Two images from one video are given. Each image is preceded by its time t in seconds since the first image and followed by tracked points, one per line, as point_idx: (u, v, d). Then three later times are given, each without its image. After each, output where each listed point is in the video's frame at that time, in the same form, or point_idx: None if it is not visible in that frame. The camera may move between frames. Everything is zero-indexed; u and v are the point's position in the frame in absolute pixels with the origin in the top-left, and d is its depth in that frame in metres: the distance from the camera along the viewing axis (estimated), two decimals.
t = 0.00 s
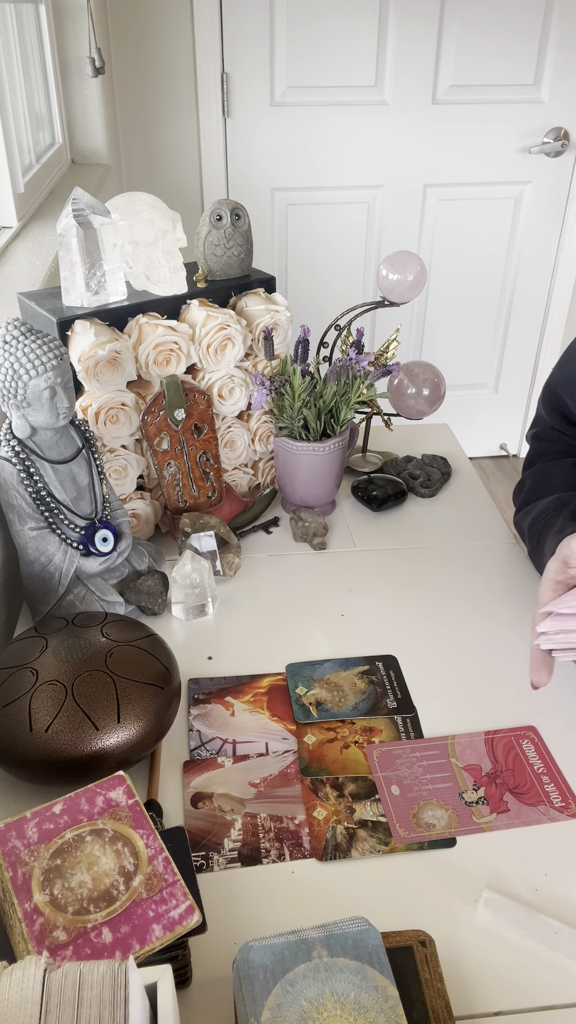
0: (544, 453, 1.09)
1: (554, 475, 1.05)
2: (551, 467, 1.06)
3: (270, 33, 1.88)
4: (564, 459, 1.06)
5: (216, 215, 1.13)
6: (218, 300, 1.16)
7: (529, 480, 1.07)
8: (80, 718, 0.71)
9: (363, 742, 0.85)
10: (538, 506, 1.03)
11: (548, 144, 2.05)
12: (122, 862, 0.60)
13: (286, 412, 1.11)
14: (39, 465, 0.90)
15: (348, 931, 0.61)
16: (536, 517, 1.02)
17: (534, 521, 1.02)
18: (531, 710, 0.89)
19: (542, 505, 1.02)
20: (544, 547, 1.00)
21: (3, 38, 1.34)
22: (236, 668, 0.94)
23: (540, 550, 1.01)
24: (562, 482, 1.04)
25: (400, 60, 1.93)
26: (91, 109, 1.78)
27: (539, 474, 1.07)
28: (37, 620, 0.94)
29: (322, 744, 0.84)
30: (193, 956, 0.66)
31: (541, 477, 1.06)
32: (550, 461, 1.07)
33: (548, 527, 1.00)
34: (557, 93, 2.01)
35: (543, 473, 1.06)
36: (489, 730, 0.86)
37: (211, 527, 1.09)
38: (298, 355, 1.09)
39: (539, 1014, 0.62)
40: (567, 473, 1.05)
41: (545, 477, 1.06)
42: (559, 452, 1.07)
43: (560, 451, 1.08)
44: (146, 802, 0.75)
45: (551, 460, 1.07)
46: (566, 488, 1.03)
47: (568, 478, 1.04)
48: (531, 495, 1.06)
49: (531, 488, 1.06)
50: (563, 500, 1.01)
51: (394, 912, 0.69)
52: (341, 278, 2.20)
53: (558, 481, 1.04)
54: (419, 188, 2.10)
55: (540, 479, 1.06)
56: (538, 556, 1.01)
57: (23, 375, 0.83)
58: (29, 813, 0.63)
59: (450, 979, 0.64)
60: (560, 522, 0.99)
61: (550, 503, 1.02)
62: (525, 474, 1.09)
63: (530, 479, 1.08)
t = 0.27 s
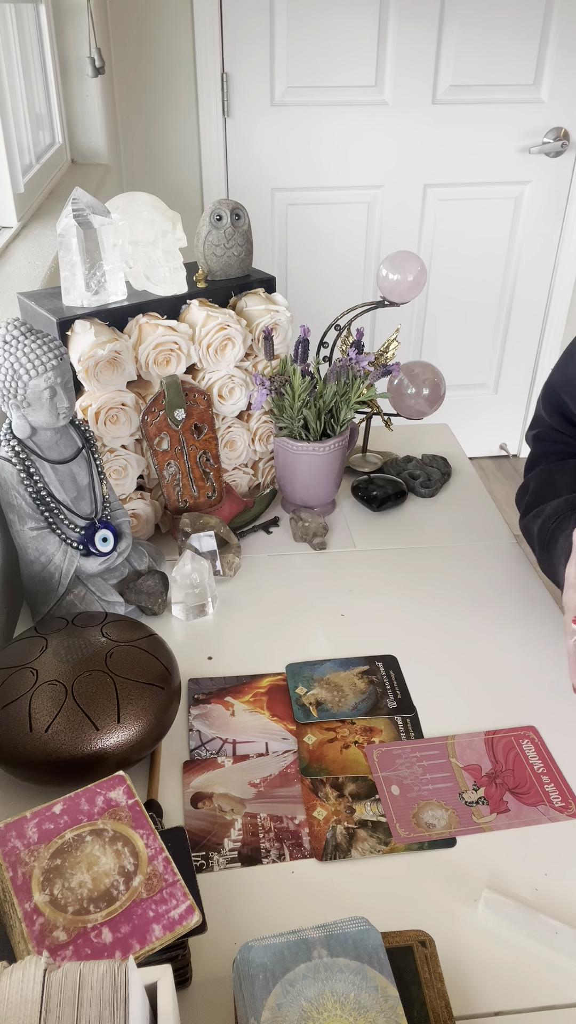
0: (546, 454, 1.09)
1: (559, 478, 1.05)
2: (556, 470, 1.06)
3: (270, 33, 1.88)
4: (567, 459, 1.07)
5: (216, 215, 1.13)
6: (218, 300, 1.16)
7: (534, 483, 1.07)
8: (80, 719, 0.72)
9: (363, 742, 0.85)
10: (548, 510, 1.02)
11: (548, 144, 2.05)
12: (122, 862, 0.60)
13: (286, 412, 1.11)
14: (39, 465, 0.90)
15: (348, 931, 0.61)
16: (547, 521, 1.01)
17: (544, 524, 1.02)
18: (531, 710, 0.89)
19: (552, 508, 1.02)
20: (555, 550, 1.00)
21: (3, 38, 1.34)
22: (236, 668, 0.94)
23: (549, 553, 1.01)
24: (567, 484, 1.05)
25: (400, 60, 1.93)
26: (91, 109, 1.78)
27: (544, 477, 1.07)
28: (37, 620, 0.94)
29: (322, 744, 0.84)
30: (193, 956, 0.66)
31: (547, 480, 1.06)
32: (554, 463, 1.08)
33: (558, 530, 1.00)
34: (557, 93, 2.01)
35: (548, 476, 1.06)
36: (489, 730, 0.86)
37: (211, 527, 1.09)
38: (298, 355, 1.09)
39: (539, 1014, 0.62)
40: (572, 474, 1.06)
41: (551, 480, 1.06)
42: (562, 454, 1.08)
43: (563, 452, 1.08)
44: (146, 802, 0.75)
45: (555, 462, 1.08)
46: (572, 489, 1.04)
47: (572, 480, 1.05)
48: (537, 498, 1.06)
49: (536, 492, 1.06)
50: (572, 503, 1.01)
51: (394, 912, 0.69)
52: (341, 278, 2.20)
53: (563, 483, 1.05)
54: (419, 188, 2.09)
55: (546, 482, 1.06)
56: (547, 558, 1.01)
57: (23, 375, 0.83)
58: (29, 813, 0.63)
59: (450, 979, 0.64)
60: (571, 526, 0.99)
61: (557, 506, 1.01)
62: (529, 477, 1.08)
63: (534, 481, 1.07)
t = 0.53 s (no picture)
0: (540, 452, 1.09)
1: (548, 475, 1.05)
2: (545, 467, 1.06)
3: (270, 32, 1.88)
4: (559, 458, 1.06)
5: (216, 215, 1.13)
6: (218, 300, 1.16)
7: (524, 478, 1.08)
8: (80, 718, 0.71)
9: (363, 742, 0.85)
10: (531, 504, 1.03)
11: (548, 144, 2.05)
12: (122, 862, 0.60)
13: (286, 412, 1.11)
14: (39, 465, 0.90)
15: (348, 931, 0.61)
16: (529, 514, 1.02)
17: (525, 518, 1.03)
18: (531, 710, 0.89)
19: (535, 503, 1.03)
20: (534, 544, 1.01)
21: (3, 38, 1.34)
22: (236, 668, 0.94)
23: (530, 544, 1.02)
24: (555, 482, 1.04)
25: (400, 59, 1.93)
26: (91, 109, 1.78)
27: (534, 473, 1.07)
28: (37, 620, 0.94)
29: (322, 744, 0.84)
30: (193, 956, 0.66)
31: (535, 476, 1.06)
32: (546, 461, 1.07)
33: (538, 526, 1.01)
34: (557, 93, 2.01)
35: (537, 472, 1.06)
36: (489, 730, 0.86)
37: (211, 527, 1.09)
38: (298, 355, 1.09)
39: (539, 1014, 0.62)
40: (560, 472, 1.04)
41: (539, 476, 1.06)
42: (557, 452, 1.07)
43: (556, 451, 1.07)
44: (146, 802, 0.75)
45: (546, 460, 1.07)
46: (559, 488, 1.03)
47: (561, 479, 1.04)
48: (524, 493, 1.06)
49: (524, 487, 1.07)
50: (554, 499, 1.01)
51: (394, 912, 0.69)
52: (341, 278, 2.20)
53: (551, 480, 1.04)
54: (420, 188, 2.09)
55: (534, 478, 1.06)
56: (528, 551, 1.03)
57: (23, 375, 0.83)
58: (30, 813, 0.63)
59: (450, 979, 0.64)
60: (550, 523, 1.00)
61: (541, 502, 1.02)
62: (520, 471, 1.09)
63: (525, 477, 1.08)
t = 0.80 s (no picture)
0: (539, 451, 1.09)
1: (545, 474, 1.05)
2: (543, 466, 1.06)
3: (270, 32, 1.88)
4: (557, 458, 1.06)
5: (216, 215, 1.13)
6: (218, 300, 1.16)
7: (523, 477, 1.07)
8: (81, 718, 0.72)
9: (363, 742, 0.85)
10: (528, 504, 1.03)
11: (548, 144, 2.05)
12: (122, 862, 0.60)
13: (286, 412, 1.11)
14: (39, 465, 0.90)
15: (348, 931, 0.61)
16: (524, 514, 1.03)
17: (520, 518, 1.03)
18: (531, 710, 0.89)
19: (530, 502, 1.03)
20: (529, 543, 1.01)
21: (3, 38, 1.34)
22: (236, 668, 0.94)
23: (526, 544, 1.02)
24: (553, 481, 1.04)
25: (400, 59, 1.93)
26: (91, 109, 1.78)
27: (532, 473, 1.06)
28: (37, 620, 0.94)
29: (322, 744, 0.84)
30: (193, 956, 0.66)
31: (534, 476, 1.06)
32: (544, 460, 1.07)
33: (533, 525, 1.01)
34: (557, 93, 2.01)
35: (536, 471, 1.06)
36: (489, 730, 0.86)
37: (211, 527, 1.09)
38: (298, 355, 1.09)
39: (539, 1014, 0.62)
40: (558, 473, 1.04)
41: (537, 476, 1.06)
42: (555, 452, 1.07)
43: (554, 451, 1.07)
44: (146, 802, 0.75)
45: (544, 460, 1.07)
46: (557, 488, 1.03)
47: (558, 478, 1.04)
48: (523, 492, 1.06)
49: (524, 486, 1.06)
50: (550, 499, 1.01)
51: (394, 912, 0.69)
52: (341, 278, 2.20)
53: (548, 480, 1.04)
54: (419, 188, 2.09)
55: (532, 477, 1.06)
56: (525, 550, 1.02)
57: (23, 375, 0.83)
58: (30, 813, 0.63)
59: (450, 979, 0.64)
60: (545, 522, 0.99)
61: (537, 501, 1.02)
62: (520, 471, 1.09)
63: (524, 476, 1.08)
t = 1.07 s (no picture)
0: (537, 451, 1.09)
1: (542, 474, 1.05)
2: (540, 467, 1.06)
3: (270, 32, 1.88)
4: (555, 458, 1.06)
5: (216, 215, 1.13)
6: (218, 300, 1.16)
7: (520, 477, 1.08)
8: (81, 719, 0.71)
9: (363, 742, 0.85)
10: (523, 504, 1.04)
11: (548, 144, 2.05)
12: (122, 862, 0.60)
13: (286, 412, 1.11)
14: (39, 465, 0.90)
15: (348, 931, 0.61)
16: (519, 514, 1.04)
17: (515, 519, 1.04)
18: (531, 710, 0.89)
19: (526, 502, 1.03)
20: (524, 541, 1.02)
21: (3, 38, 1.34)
22: (236, 669, 0.94)
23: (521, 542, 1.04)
24: (549, 482, 1.04)
25: (401, 59, 1.93)
26: (91, 109, 1.78)
27: (529, 474, 1.07)
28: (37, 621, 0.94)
29: (322, 744, 0.84)
30: (193, 956, 0.66)
31: (531, 476, 1.06)
32: (541, 460, 1.07)
33: (528, 525, 1.02)
34: (557, 93, 2.01)
35: (533, 472, 1.06)
36: (489, 730, 0.86)
37: (211, 527, 1.09)
38: (298, 355, 1.09)
39: (539, 1014, 0.62)
40: (555, 472, 1.04)
41: (534, 476, 1.06)
42: (553, 452, 1.07)
43: (552, 451, 1.07)
44: (146, 802, 0.75)
45: (541, 460, 1.07)
46: (553, 488, 1.03)
47: (555, 478, 1.04)
48: (519, 492, 1.07)
49: (520, 486, 1.07)
50: (546, 500, 1.01)
51: (394, 912, 0.69)
52: (341, 278, 2.20)
53: (545, 480, 1.04)
54: (420, 188, 2.10)
55: (529, 478, 1.06)
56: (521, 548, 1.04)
57: (23, 375, 0.83)
58: (30, 813, 0.63)
59: (450, 979, 0.64)
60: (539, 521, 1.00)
61: (533, 501, 1.02)
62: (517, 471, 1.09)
63: (521, 477, 1.08)
